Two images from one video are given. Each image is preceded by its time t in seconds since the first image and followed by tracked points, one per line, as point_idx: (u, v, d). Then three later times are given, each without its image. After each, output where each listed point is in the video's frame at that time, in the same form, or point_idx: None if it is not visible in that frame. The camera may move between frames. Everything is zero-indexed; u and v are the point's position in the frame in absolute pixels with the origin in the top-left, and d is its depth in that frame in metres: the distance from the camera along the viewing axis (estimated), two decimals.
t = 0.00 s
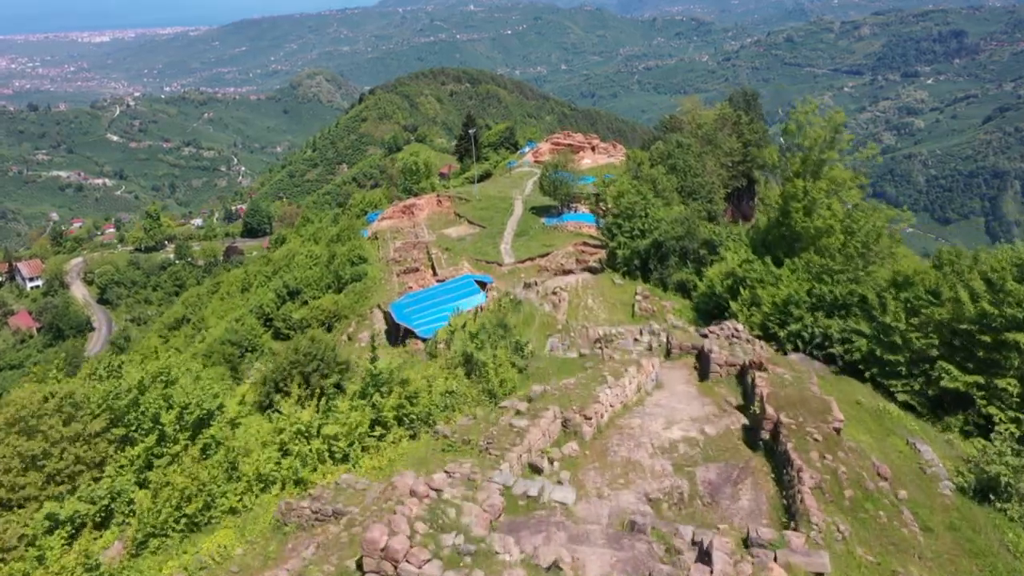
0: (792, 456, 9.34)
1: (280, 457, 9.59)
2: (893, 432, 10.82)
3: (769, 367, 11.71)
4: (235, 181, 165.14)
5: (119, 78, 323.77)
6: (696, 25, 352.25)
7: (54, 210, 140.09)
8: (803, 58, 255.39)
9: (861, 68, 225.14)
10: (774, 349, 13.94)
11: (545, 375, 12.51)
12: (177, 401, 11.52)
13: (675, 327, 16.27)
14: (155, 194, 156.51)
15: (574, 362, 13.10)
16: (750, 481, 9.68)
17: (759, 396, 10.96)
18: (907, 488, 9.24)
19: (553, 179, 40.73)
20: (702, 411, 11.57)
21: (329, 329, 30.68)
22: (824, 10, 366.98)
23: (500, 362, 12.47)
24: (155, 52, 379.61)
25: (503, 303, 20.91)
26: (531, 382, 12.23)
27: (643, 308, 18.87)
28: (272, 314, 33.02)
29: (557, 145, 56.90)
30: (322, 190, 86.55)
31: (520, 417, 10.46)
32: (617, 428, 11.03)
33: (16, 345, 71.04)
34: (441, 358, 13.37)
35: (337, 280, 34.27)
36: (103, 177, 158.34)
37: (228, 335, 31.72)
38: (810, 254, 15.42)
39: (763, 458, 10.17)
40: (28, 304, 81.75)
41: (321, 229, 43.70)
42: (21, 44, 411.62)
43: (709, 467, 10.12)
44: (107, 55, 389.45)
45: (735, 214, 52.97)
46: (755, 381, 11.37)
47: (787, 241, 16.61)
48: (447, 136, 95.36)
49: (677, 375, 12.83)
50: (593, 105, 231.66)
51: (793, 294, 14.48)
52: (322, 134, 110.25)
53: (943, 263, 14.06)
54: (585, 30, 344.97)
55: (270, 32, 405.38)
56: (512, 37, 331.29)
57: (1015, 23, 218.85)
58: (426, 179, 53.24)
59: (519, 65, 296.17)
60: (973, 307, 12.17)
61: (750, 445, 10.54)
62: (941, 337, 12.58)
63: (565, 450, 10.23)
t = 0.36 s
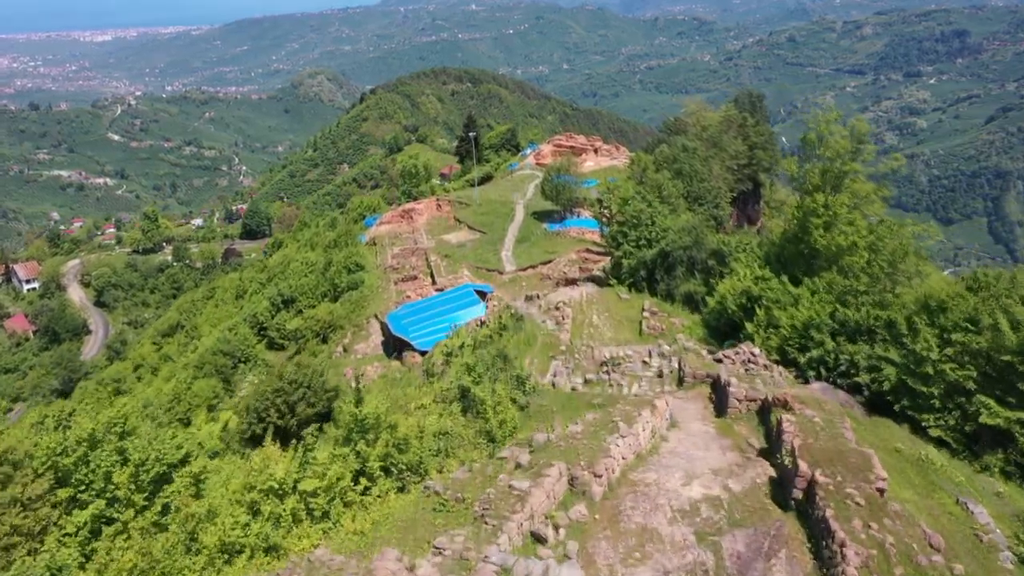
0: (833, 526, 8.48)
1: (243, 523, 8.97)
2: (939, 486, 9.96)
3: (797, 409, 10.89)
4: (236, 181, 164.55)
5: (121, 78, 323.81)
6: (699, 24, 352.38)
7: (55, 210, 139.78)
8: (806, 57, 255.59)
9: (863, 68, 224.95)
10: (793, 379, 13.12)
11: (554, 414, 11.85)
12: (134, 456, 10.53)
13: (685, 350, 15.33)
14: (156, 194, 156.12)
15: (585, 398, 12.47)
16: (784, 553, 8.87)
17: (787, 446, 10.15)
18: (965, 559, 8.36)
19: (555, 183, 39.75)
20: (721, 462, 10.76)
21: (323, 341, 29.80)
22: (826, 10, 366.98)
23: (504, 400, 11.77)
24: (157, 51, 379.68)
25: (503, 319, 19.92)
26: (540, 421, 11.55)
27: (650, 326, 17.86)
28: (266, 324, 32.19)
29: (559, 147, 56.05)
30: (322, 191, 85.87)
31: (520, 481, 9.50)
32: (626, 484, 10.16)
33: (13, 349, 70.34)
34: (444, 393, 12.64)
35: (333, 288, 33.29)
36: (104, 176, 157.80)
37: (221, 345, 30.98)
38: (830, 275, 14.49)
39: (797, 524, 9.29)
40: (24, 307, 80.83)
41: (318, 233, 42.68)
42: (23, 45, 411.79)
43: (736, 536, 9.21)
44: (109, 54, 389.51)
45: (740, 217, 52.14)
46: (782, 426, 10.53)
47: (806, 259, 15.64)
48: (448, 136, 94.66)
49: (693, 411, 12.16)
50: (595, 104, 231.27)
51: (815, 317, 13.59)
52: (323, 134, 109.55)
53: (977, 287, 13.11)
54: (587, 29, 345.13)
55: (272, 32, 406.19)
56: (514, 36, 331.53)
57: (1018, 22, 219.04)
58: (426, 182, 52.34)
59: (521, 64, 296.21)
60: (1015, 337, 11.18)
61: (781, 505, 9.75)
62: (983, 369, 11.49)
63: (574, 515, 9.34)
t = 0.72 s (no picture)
0: None
1: None
2: (991, 548, 9.05)
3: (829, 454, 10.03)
4: (237, 180, 163.74)
5: (122, 77, 323.37)
6: (700, 24, 352.02)
7: (55, 209, 139.01)
8: (808, 57, 255.38)
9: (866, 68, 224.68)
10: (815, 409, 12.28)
11: (562, 453, 10.98)
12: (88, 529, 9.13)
13: (699, 373, 14.48)
14: (156, 193, 155.27)
15: (594, 435, 11.63)
16: None
17: (822, 504, 9.29)
18: None
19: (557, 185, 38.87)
20: (744, 521, 9.91)
21: (318, 352, 28.88)
22: (828, 9, 367.07)
23: (506, 439, 10.91)
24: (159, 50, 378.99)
25: (503, 335, 18.97)
26: (547, 463, 10.71)
27: (657, 344, 16.94)
28: (260, 333, 31.29)
29: (561, 150, 55.23)
30: (322, 192, 85.13)
31: (524, 553, 8.60)
32: (645, 551, 9.27)
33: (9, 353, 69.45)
34: (443, 428, 11.76)
35: (329, 295, 32.41)
36: (104, 176, 156.85)
37: (213, 355, 30.08)
38: (854, 294, 13.64)
39: None
40: (20, 310, 79.90)
41: (315, 238, 41.74)
42: (24, 44, 411.31)
43: None
44: (111, 54, 389.07)
45: (746, 221, 51.18)
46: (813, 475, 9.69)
47: (826, 277, 14.75)
48: (450, 137, 93.95)
49: (712, 453, 11.33)
50: (596, 104, 230.62)
51: (838, 342, 12.73)
52: (323, 134, 108.76)
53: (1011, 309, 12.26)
54: (588, 28, 344.94)
55: (274, 31, 406.03)
56: (515, 35, 330.94)
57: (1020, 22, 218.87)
58: (425, 185, 51.45)
59: (523, 63, 295.84)
60: None
61: (816, 572, 8.89)
62: None
63: None
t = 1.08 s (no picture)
0: None
1: None
2: None
3: (869, 504, 9.01)
4: (238, 180, 163.10)
5: (123, 76, 323.25)
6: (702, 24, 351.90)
7: (56, 209, 138.34)
8: (809, 57, 255.16)
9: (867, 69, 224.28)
10: (843, 440, 11.31)
11: (570, 496, 10.03)
12: None
13: (714, 397, 13.53)
14: (157, 193, 154.49)
15: (605, 476, 10.61)
16: None
17: (867, 564, 8.20)
18: None
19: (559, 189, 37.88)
20: None
21: (313, 362, 27.89)
22: (829, 10, 367.20)
23: (507, 483, 9.96)
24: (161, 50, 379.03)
25: (504, 349, 18.00)
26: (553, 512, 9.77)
27: (668, 363, 15.95)
28: (254, 341, 30.34)
29: (564, 151, 54.29)
30: (323, 193, 84.34)
31: None
32: None
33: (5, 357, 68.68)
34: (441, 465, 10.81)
35: (325, 302, 31.49)
36: (105, 175, 156.04)
37: (205, 364, 29.14)
38: (884, 315, 12.66)
39: None
40: (16, 312, 79.03)
41: (312, 242, 40.82)
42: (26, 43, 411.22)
43: None
44: (113, 53, 389.06)
45: (751, 224, 50.29)
46: (854, 529, 8.67)
47: (851, 294, 13.78)
48: (451, 137, 93.15)
49: (734, 494, 10.24)
50: (598, 103, 230.24)
51: (869, 368, 11.76)
52: (324, 133, 107.97)
53: None
54: (590, 28, 344.78)
55: (275, 31, 406.08)
56: (517, 35, 330.76)
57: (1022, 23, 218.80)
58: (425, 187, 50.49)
59: (524, 63, 295.61)
60: None
61: None
62: None
63: None
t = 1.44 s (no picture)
0: None
1: None
2: None
3: (922, 559, 7.97)
4: (239, 179, 162.31)
5: (125, 75, 323.08)
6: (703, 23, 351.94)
7: (56, 208, 137.66)
8: (811, 57, 254.71)
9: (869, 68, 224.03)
10: (876, 473, 10.42)
11: (582, 546, 9.14)
12: None
13: (733, 420, 12.63)
14: (158, 192, 153.73)
15: (621, 522, 9.62)
16: None
17: None
18: None
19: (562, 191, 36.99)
20: None
21: (308, 371, 27.00)
22: (831, 10, 367.10)
23: (512, 531, 9.07)
24: (163, 50, 378.97)
25: (507, 363, 17.08)
26: (564, 565, 8.84)
27: (680, 379, 15.05)
28: (248, 348, 29.47)
29: (567, 152, 53.41)
30: (322, 193, 83.63)
31: None
32: None
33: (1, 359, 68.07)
34: (440, 504, 9.93)
35: (321, 308, 30.65)
36: (105, 174, 155.28)
37: (196, 373, 28.26)
38: (919, 334, 11.73)
39: None
40: (12, 314, 78.39)
41: (310, 245, 39.96)
42: (28, 41, 410.82)
43: None
44: (115, 52, 389.49)
45: (757, 226, 49.32)
46: None
47: (880, 308, 12.85)
48: (453, 137, 92.37)
49: (764, 535, 9.21)
50: (600, 103, 229.72)
51: (904, 395, 10.84)
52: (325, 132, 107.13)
53: None
54: (591, 28, 344.53)
55: (277, 30, 406.20)
56: (519, 34, 330.44)
57: None
58: (425, 188, 49.60)
59: (526, 63, 295.25)
60: None
61: None
62: None
63: None
